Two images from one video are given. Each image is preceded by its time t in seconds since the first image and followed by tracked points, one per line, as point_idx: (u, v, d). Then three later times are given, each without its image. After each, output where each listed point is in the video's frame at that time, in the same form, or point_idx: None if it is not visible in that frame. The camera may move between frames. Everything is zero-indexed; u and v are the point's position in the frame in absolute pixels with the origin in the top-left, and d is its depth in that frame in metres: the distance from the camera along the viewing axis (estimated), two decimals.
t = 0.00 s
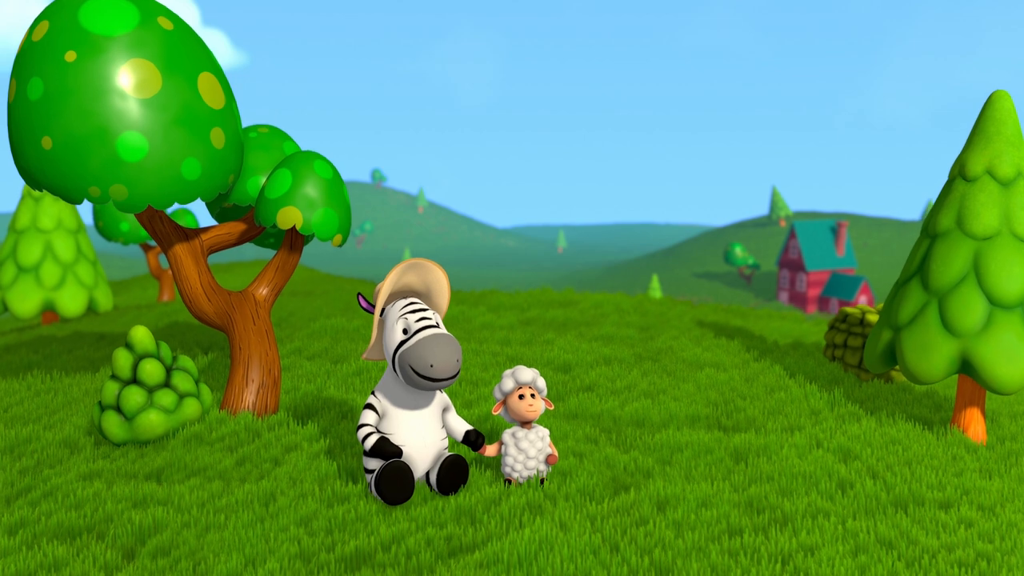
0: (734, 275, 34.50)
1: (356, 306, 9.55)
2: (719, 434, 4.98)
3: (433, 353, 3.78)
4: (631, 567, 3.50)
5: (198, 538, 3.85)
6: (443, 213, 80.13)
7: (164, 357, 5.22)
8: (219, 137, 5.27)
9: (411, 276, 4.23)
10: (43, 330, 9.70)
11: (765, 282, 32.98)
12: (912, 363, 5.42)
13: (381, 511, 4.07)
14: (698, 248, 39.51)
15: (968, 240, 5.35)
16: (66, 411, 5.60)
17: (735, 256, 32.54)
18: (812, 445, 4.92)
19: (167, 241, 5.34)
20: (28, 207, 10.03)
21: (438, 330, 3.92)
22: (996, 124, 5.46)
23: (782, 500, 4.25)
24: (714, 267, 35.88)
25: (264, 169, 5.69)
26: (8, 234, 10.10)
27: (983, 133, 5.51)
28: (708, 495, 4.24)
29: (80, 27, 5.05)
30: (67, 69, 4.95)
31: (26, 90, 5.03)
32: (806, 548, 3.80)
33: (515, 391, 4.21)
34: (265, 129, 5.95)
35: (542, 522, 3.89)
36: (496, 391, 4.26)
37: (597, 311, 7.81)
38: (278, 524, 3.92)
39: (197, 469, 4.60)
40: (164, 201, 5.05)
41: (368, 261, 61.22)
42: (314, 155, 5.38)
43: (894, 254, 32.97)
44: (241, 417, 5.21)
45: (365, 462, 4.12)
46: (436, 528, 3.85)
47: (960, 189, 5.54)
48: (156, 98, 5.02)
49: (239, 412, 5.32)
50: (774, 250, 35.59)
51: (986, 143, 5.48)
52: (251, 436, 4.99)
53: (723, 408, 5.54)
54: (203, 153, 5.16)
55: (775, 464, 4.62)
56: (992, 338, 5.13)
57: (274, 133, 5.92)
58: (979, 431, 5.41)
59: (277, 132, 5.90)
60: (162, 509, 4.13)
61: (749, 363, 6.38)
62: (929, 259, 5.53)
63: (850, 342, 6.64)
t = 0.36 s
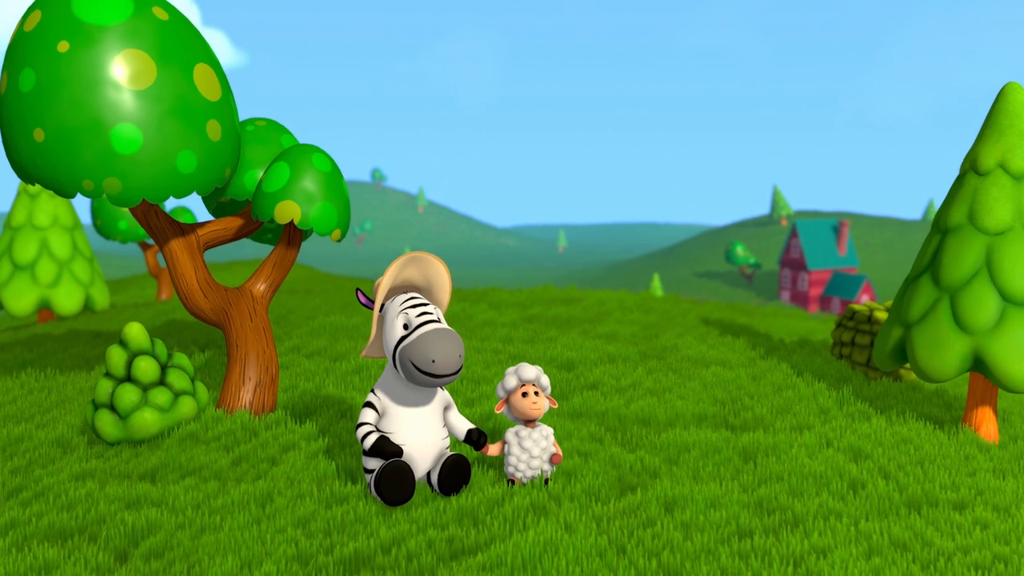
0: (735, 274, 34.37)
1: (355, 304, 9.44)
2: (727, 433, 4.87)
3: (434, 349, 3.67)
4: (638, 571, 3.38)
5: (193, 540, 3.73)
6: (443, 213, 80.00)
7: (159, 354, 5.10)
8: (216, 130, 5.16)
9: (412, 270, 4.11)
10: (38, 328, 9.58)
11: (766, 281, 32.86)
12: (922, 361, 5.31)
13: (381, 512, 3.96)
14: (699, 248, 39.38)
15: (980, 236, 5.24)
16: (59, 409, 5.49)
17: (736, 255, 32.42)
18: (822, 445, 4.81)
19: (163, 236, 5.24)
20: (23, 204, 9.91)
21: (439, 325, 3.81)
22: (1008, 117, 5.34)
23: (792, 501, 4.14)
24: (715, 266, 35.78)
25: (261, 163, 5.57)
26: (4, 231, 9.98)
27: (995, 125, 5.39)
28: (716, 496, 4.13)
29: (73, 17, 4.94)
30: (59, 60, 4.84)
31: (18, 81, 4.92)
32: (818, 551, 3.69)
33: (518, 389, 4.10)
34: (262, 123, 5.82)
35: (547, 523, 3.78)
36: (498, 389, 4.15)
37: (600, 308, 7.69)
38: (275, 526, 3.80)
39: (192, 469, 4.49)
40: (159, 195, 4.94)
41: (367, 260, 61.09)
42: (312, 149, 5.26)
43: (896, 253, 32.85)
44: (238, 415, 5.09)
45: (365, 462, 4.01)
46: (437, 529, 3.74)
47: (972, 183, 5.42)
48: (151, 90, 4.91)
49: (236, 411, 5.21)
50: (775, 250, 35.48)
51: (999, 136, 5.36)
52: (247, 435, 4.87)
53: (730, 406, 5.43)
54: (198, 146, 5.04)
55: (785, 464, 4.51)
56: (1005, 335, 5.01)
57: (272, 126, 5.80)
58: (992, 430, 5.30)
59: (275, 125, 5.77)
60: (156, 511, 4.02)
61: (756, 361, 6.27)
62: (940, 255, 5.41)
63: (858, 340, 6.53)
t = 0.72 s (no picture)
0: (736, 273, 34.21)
1: (355, 301, 9.29)
2: (737, 432, 4.72)
3: (436, 344, 3.53)
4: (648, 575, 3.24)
5: (185, 543, 3.59)
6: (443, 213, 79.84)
7: (152, 350, 4.94)
8: (211, 120, 5.01)
9: (412, 263, 3.97)
10: (33, 326, 9.44)
11: (768, 280, 32.71)
12: (937, 357, 5.16)
13: (381, 514, 3.81)
14: (700, 247, 39.23)
15: (996, 229, 5.09)
16: (50, 408, 5.34)
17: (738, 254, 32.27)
18: (835, 444, 4.67)
19: (157, 229, 5.11)
20: (18, 199, 9.75)
21: (441, 319, 3.67)
22: None
23: (807, 502, 3.99)
24: (716, 265, 35.63)
25: (258, 154, 5.43)
26: None
27: (1012, 116, 5.24)
28: (728, 497, 3.99)
29: (64, 3, 4.81)
30: (50, 47, 4.69)
31: (7, 70, 4.78)
32: (834, 554, 3.55)
33: (523, 386, 3.96)
34: (259, 114, 5.65)
35: (553, 525, 3.64)
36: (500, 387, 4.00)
37: (604, 305, 7.54)
38: (271, 528, 3.66)
39: (185, 469, 4.35)
40: (152, 187, 4.79)
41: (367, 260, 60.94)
42: (310, 140, 5.12)
43: (898, 252, 32.71)
44: (233, 413, 4.95)
45: (364, 462, 3.87)
46: (439, 531, 3.60)
47: (987, 175, 5.27)
48: (144, 78, 4.77)
49: (231, 409, 5.06)
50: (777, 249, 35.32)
51: (1015, 126, 5.21)
52: (243, 434, 4.73)
53: (739, 404, 5.28)
54: (193, 137, 4.90)
55: (798, 463, 4.37)
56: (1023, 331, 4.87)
57: (269, 117, 5.64)
58: (1008, 429, 5.16)
59: (272, 116, 5.61)
60: (147, 512, 3.87)
61: (764, 358, 6.12)
62: (955, 248, 5.27)
63: (868, 337, 6.39)
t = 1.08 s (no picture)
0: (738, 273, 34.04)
1: (354, 297, 9.12)
2: (750, 430, 4.55)
3: (439, 338, 3.36)
4: None
5: (175, 546, 3.42)
6: (443, 212, 79.67)
7: (144, 346, 4.77)
8: (205, 108, 4.84)
9: (413, 254, 3.80)
10: (27, 323, 9.28)
11: (770, 279, 32.54)
12: (955, 354, 5.00)
13: (380, 516, 3.64)
14: (701, 246, 39.05)
15: (1017, 221, 4.91)
16: (39, 406, 5.18)
17: (739, 253, 32.09)
18: (852, 442, 4.50)
19: (149, 221, 4.95)
20: (11, 195, 9.63)
21: (444, 312, 3.50)
22: None
23: (825, 504, 3.83)
24: (717, 264, 35.47)
25: (254, 144, 5.26)
26: None
27: None
28: (743, 498, 3.82)
29: None
30: (37, 31, 4.53)
31: None
32: (855, 558, 3.38)
33: (528, 382, 3.80)
34: (255, 102, 5.48)
35: (560, 528, 3.47)
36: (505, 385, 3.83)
37: (609, 301, 7.37)
38: (266, 531, 3.49)
39: (177, 468, 4.18)
40: (144, 176, 4.62)
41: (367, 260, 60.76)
42: (308, 128, 4.95)
43: (900, 252, 32.53)
44: (228, 411, 4.78)
45: (363, 461, 3.71)
46: (442, 534, 3.43)
47: (1007, 165, 5.09)
48: (135, 64, 4.60)
49: (226, 407, 4.89)
50: (778, 248, 35.15)
51: None
52: (237, 432, 4.56)
53: (751, 402, 5.12)
54: (186, 125, 4.73)
55: (814, 463, 4.20)
56: None
57: (265, 106, 5.46)
58: None
59: (269, 105, 5.44)
60: (137, 514, 3.71)
61: (775, 355, 5.95)
62: (973, 241, 5.09)
63: (881, 333, 6.23)
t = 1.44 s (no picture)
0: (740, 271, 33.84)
1: (354, 293, 8.94)
2: (766, 428, 4.37)
3: (442, 334, 3.17)
4: None
5: (163, 550, 3.23)
6: (443, 212, 79.48)
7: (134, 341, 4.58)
8: (197, 93, 4.66)
9: (415, 243, 3.61)
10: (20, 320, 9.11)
11: (772, 278, 32.34)
12: (977, 349, 4.81)
13: (380, 518, 3.45)
14: (703, 245, 38.86)
15: None
16: (27, 403, 4.99)
17: (741, 251, 31.89)
18: (872, 441, 4.31)
19: (139, 212, 4.77)
20: (3, 188, 9.45)
21: (447, 305, 3.31)
22: None
23: (847, 505, 3.64)
24: (719, 263, 35.27)
25: (249, 132, 5.08)
26: None
27: None
28: (762, 499, 3.63)
29: None
30: (23, 12, 4.34)
31: None
32: (882, 563, 3.19)
33: (535, 378, 3.61)
34: (250, 89, 5.29)
35: (570, 531, 3.28)
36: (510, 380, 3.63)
37: (615, 296, 7.19)
38: (259, 534, 3.31)
39: (168, 468, 3.99)
40: (134, 164, 4.44)
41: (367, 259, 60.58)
42: (305, 114, 4.77)
43: (904, 250, 32.33)
44: (221, 408, 4.59)
45: (362, 461, 3.52)
46: (445, 537, 3.24)
47: None
48: (125, 47, 4.42)
49: (219, 404, 4.71)
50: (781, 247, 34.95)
51: None
52: (231, 430, 4.37)
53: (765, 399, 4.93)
54: (178, 110, 4.54)
55: (834, 462, 4.01)
56: None
57: (261, 93, 5.27)
58: None
59: (265, 92, 5.25)
60: (124, 516, 3.52)
61: (787, 351, 5.77)
62: (996, 232, 4.88)
63: (896, 329, 6.05)
